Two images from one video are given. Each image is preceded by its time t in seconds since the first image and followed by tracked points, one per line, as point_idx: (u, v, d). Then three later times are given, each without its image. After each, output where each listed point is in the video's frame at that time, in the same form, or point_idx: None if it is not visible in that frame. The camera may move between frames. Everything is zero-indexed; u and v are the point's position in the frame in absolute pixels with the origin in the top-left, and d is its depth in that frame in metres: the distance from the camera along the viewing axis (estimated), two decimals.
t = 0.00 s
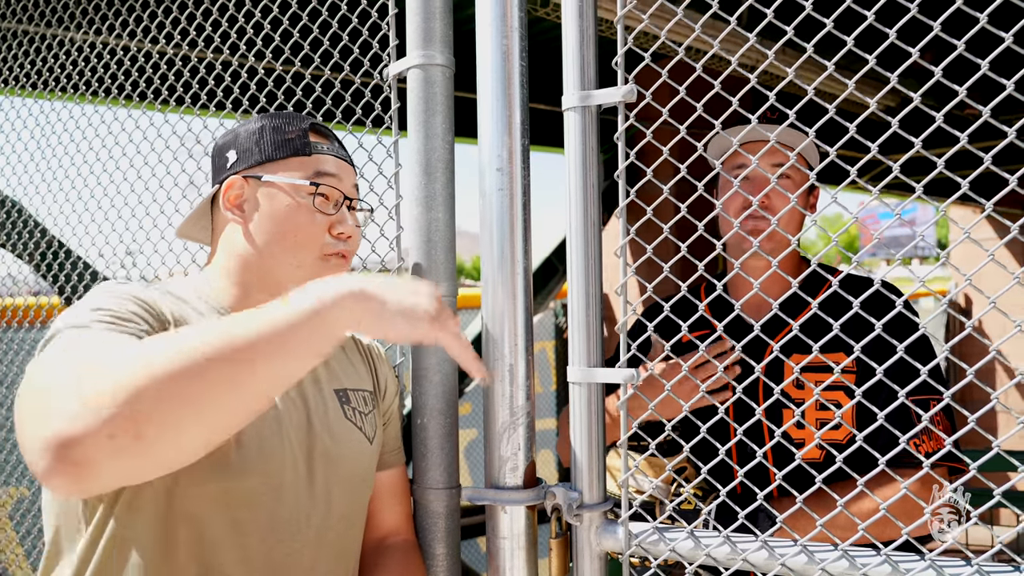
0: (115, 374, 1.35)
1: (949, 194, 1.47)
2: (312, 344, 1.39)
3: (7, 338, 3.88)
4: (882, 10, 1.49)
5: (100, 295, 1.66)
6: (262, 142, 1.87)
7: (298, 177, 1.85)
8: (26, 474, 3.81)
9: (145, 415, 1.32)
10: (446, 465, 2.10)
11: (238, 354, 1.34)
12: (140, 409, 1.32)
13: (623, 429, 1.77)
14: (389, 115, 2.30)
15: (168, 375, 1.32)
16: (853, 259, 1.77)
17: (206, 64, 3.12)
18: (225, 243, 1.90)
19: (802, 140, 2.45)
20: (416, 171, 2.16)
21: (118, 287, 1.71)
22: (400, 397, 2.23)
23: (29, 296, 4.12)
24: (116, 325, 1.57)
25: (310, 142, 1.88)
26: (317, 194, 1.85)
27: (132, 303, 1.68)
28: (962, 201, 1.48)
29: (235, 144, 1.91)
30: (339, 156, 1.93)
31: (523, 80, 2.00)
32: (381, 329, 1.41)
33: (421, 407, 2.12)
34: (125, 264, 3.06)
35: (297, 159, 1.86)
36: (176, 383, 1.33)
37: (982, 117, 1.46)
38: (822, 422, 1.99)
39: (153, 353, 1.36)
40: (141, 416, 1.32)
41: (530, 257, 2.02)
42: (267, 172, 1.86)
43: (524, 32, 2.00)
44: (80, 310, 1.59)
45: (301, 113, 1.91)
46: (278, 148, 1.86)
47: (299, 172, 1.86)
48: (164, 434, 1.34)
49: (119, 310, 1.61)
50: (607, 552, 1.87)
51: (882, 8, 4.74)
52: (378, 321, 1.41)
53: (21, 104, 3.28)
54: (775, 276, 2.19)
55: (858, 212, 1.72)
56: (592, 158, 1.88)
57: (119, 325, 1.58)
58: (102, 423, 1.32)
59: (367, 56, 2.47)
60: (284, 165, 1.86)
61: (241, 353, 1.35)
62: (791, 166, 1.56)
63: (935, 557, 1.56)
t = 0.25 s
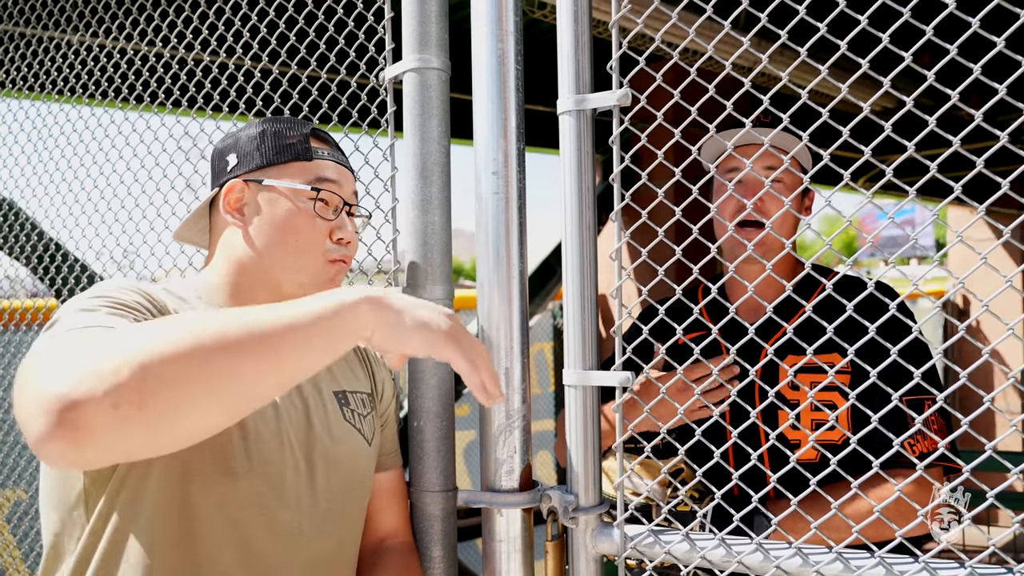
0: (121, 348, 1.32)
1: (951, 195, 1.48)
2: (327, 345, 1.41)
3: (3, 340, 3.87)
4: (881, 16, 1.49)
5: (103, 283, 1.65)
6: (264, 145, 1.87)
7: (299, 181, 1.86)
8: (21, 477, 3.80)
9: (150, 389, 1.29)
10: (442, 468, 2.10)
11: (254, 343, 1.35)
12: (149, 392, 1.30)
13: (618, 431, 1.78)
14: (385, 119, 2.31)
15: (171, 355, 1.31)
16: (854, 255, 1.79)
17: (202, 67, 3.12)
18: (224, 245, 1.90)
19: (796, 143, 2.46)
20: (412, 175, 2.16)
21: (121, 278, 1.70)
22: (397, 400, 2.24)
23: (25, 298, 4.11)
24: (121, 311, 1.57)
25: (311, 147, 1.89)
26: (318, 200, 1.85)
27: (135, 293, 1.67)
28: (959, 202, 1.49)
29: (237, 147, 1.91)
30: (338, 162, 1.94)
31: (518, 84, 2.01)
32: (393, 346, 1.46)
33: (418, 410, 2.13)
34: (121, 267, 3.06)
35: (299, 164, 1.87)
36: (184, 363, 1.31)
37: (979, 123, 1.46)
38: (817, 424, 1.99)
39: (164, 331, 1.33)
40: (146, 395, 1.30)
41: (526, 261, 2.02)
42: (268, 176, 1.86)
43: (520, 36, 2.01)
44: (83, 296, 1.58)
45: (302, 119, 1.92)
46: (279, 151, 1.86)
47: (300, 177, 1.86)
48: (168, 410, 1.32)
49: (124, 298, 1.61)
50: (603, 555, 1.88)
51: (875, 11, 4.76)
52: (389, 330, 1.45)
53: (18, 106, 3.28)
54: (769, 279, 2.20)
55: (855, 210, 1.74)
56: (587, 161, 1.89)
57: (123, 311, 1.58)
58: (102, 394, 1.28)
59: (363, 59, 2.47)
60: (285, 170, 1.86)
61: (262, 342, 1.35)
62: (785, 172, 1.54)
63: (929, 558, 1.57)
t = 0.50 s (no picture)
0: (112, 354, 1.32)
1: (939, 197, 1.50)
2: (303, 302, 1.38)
3: None
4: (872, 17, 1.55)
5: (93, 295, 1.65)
6: (264, 148, 1.88)
7: (299, 186, 1.87)
8: (17, 482, 3.80)
9: (149, 388, 1.29)
10: (436, 471, 2.11)
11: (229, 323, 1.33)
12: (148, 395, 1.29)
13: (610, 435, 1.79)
14: (379, 123, 2.31)
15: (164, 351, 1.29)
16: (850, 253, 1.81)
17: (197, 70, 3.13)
18: (223, 249, 1.91)
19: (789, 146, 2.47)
20: (405, 179, 2.17)
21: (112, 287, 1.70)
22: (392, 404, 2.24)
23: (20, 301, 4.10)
24: (114, 322, 1.56)
25: (311, 152, 1.90)
26: (318, 207, 1.87)
27: (128, 301, 1.67)
28: (946, 204, 1.51)
29: (238, 151, 1.91)
30: (337, 166, 1.94)
31: (511, 88, 2.02)
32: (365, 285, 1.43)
33: (412, 414, 2.13)
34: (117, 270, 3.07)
35: (301, 169, 1.88)
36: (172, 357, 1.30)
37: (966, 125, 1.50)
38: (810, 427, 1.99)
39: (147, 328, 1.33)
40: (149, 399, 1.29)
41: (519, 265, 2.03)
42: (268, 180, 1.86)
43: (512, 41, 2.02)
44: (76, 310, 1.58)
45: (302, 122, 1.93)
46: (280, 156, 1.87)
47: (301, 184, 1.87)
48: (170, 407, 1.31)
49: (117, 308, 1.61)
50: (596, 558, 1.88)
51: (866, 16, 4.76)
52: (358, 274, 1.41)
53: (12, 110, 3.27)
54: (759, 283, 2.21)
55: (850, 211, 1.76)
56: (578, 165, 1.90)
57: (116, 321, 1.57)
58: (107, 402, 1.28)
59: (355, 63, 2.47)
60: (286, 175, 1.87)
61: (238, 319, 1.33)
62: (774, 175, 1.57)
63: (919, 561, 1.58)
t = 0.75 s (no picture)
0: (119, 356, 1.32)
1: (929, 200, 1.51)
2: (304, 294, 1.39)
3: None
4: (855, 19, 1.55)
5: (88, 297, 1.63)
6: (268, 152, 1.86)
7: (301, 194, 1.88)
8: (10, 483, 3.79)
9: (159, 390, 1.29)
10: (428, 473, 2.11)
11: (237, 316, 1.34)
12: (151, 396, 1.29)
13: (601, 437, 1.79)
14: (370, 125, 2.31)
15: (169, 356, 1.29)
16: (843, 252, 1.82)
17: (189, 72, 3.13)
18: (221, 252, 1.92)
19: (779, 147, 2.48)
20: (396, 181, 2.17)
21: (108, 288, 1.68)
22: (383, 406, 2.24)
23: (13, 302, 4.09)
24: (115, 324, 1.55)
25: (314, 159, 1.90)
26: (320, 216, 1.88)
27: (127, 304, 1.66)
28: (934, 206, 1.52)
29: (239, 154, 1.88)
30: (338, 173, 1.94)
31: (501, 90, 2.02)
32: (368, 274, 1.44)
33: (403, 415, 2.13)
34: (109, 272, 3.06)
35: (303, 177, 1.88)
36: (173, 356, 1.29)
37: (953, 126, 1.50)
38: (799, 427, 2.00)
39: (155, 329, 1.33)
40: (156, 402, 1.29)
41: (509, 267, 2.03)
42: (270, 187, 1.86)
43: (502, 43, 2.02)
44: (72, 314, 1.56)
45: (305, 128, 1.91)
46: (282, 162, 1.86)
47: (301, 192, 1.88)
48: (181, 405, 1.31)
49: (116, 310, 1.60)
50: (587, 559, 1.88)
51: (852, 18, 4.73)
52: (359, 263, 1.43)
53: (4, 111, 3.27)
54: (748, 284, 2.21)
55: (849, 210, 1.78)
56: (569, 167, 1.90)
57: (117, 324, 1.56)
58: (120, 406, 1.28)
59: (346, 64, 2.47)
60: (286, 181, 1.87)
61: (245, 314, 1.35)
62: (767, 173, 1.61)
63: (907, 561, 1.59)
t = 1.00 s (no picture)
0: (156, 385, 1.28)
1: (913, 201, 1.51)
2: (349, 368, 1.32)
3: None
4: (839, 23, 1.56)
5: (85, 306, 1.60)
6: (260, 155, 1.85)
7: (292, 197, 1.86)
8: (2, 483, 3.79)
9: (193, 432, 1.26)
10: (418, 474, 2.11)
11: (283, 370, 1.29)
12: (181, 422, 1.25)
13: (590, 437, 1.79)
14: (360, 125, 2.31)
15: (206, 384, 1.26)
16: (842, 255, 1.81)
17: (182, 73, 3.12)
18: (213, 252, 1.92)
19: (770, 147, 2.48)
20: (386, 182, 2.17)
21: (101, 294, 1.66)
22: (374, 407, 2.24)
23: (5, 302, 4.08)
24: (117, 332, 1.54)
25: (306, 163, 1.89)
26: (310, 220, 1.87)
27: (125, 310, 1.64)
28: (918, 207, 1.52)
29: (231, 156, 1.88)
30: (331, 179, 1.93)
31: (490, 91, 2.02)
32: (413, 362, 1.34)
33: (393, 416, 2.13)
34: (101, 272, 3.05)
35: (293, 179, 1.87)
36: (215, 392, 1.26)
37: (938, 128, 1.50)
38: (788, 427, 2.01)
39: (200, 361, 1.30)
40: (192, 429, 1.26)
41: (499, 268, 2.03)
42: (261, 190, 1.86)
43: (492, 44, 2.02)
44: (70, 321, 1.54)
45: (298, 130, 1.90)
46: (273, 164, 1.86)
47: (292, 195, 1.86)
48: (220, 441, 1.28)
49: (116, 317, 1.58)
50: (576, 560, 1.89)
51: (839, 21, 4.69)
52: (408, 343, 1.34)
53: None
54: (736, 285, 2.22)
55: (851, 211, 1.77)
56: (558, 168, 1.90)
57: (119, 332, 1.55)
58: (159, 430, 1.25)
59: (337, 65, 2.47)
60: (277, 184, 1.86)
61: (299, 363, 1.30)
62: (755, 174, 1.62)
63: (893, 561, 1.59)
